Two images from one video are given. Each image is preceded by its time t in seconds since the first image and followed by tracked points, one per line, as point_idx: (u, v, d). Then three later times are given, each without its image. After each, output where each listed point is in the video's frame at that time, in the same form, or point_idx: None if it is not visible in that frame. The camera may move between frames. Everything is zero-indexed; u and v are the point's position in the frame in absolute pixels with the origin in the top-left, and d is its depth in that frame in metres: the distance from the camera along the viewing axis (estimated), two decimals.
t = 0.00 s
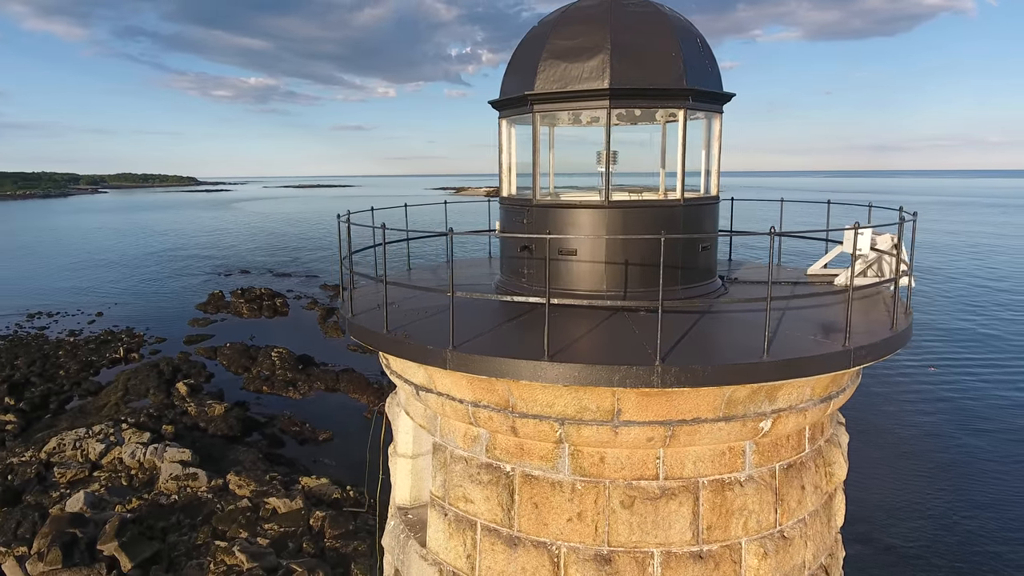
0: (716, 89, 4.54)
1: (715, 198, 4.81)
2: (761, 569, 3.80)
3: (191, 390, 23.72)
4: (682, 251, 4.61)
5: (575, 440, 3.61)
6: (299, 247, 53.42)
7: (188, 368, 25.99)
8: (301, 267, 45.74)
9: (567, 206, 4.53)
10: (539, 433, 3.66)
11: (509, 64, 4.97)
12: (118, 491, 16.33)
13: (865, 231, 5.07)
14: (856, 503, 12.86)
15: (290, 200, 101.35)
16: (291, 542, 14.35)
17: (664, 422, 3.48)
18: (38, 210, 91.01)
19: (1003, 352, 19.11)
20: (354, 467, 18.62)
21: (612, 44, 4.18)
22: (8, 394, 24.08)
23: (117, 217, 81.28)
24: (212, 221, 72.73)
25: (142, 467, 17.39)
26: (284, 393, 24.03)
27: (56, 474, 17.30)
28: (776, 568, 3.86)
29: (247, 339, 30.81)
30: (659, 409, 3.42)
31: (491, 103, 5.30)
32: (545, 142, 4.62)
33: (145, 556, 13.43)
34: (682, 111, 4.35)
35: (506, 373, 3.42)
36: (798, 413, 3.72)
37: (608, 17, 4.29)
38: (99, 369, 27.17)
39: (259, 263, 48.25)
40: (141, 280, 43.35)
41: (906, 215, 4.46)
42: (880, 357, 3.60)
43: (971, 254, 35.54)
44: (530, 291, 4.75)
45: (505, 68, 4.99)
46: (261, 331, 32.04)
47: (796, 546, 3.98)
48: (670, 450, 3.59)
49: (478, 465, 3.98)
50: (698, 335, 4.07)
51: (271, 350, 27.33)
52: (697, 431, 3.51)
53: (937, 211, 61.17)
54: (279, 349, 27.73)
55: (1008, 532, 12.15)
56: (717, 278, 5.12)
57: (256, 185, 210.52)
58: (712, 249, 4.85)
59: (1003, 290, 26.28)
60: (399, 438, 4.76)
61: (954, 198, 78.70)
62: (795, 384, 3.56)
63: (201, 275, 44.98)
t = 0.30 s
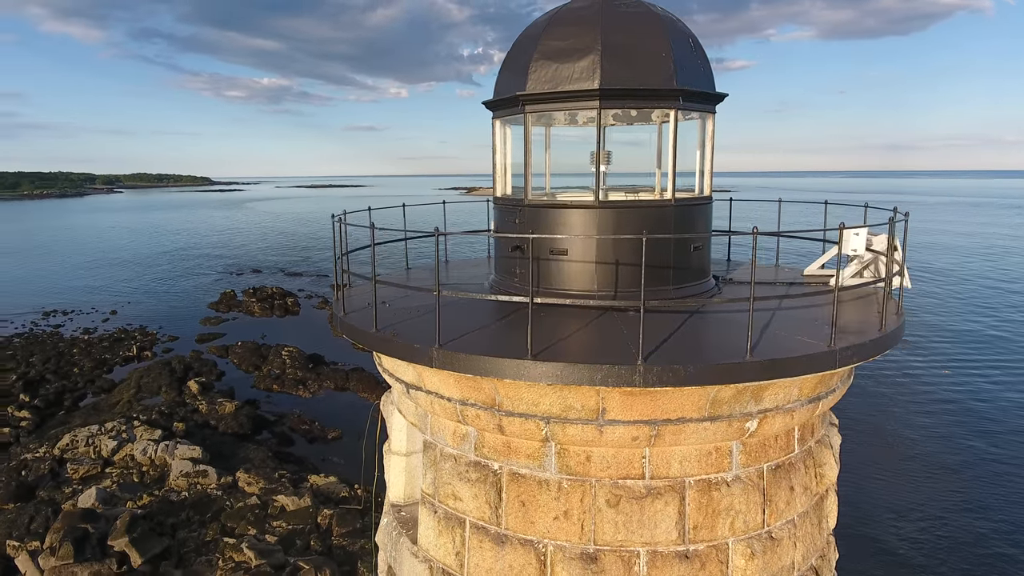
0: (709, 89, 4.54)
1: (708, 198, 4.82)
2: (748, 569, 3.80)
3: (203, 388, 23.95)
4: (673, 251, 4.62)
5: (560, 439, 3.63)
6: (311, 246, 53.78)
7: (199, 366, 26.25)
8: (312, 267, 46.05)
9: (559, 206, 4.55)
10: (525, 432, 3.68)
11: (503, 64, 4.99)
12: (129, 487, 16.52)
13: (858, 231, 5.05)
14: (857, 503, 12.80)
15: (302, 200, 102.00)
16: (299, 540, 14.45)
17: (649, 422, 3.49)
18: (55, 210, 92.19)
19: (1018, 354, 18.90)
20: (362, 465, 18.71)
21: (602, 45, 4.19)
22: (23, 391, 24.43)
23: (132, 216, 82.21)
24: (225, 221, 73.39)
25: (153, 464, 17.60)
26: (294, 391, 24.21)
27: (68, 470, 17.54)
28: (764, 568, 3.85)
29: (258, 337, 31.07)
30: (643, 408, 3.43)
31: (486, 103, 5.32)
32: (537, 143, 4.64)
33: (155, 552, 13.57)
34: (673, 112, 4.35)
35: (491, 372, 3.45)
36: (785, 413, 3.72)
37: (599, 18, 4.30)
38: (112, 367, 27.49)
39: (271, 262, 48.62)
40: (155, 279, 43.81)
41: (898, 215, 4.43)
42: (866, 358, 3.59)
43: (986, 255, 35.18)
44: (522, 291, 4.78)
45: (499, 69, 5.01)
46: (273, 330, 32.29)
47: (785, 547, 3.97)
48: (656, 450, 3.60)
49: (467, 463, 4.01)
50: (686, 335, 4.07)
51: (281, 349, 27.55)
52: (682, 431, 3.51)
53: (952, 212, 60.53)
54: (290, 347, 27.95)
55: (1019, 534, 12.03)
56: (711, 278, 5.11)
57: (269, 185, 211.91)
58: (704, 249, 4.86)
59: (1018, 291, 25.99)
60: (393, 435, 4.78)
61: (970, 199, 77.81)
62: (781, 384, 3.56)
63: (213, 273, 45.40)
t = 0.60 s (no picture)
0: (703, 89, 4.53)
1: (702, 198, 4.82)
2: (736, 569, 3.80)
3: (216, 386, 24.19)
4: (668, 250, 4.60)
5: (548, 437, 3.65)
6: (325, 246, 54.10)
7: (213, 365, 26.50)
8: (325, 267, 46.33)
9: (554, 206, 4.57)
10: (512, 430, 3.71)
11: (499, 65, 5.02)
12: (143, 484, 16.72)
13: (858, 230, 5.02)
14: (861, 505, 12.70)
15: (315, 199, 102.47)
16: (308, 537, 14.55)
17: (635, 421, 3.50)
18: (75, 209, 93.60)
19: None
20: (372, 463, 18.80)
21: (594, 45, 4.21)
22: (41, 387, 24.82)
23: (149, 216, 83.25)
24: (239, 220, 74.04)
25: (167, 461, 17.83)
26: (305, 390, 24.37)
27: (84, 466, 17.81)
28: (752, 569, 3.85)
29: (271, 336, 31.34)
30: (630, 407, 3.45)
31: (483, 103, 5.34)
32: (531, 143, 4.67)
33: (167, 547, 13.72)
34: (666, 112, 4.36)
35: (477, 370, 3.48)
36: (773, 414, 3.71)
37: (592, 19, 4.32)
38: (128, 365, 27.85)
39: (285, 261, 48.98)
40: (171, 278, 44.26)
41: (894, 216, 4.38)
42: (854, 359, 3.58)
43: (1006, 257, 34.70)
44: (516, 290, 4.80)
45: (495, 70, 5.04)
46: (285, 329, 32.55)
47: (774, 548, 3.96)
48: (643, 449, 3.61)
49: (458, 460, 4.04)
50: (675, 335, 4.08)
51: (294, 348, 27.77)
52: (668, 429, 3.53)
53: (971, 213, 59.72)
54: (302, 346, 28.15)
55: None
56: (705, 278, 5.11)
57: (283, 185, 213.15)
58: (698, 248, 4.85)
59: None
60: (389, 433, 4.82)
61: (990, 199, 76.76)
62: (769, 384, 3.55)
63: (228, 273, 45.78)
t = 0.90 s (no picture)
0: (695, 90, 4.54)
1: (696, 198, 4.84)
2: (724, 569, 3.81)
3: (229, 384, 24.44)
4: (660, 251, 4.61)
5: (536, 435, 3.68)
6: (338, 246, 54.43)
7: (226, 363, 26.76)
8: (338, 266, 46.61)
9: (546, 206, 4.61)
10: (501, 428, 3.75)
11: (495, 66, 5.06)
12: (156, 480, 16.94)
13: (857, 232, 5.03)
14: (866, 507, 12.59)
15: (329, 199, 103.07)
16: (318, 535, 14.66)
17: (621, 419, 3.53)
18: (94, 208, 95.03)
19: None
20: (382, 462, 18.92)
21: (586, 47, 4.23)
22: (58, 384, 25.21)
23: (166, 216, 84.30)
24: (254, 220, 74.68)
25: (180, 458, 18.03)
26: (317, 388, 24.55)
27: (98, 462, 18.07)
28: (741, 568, 3.85)
29: (284, 335, 31.59)
30: (615, 406, 3.48)
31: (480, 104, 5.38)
32: (524, 142, 4.70)
33: (179, 543, 13.88)
34: (658, 112, 4.37)
35: (465, 367, 3.52)
36: (761, 414, 3.71)
37: (584, 20, 4.34)
38: (143, 362, 28.19)
39: (299, 261, 49.30)
40: (186, 277, 44.71)
41: (888, 215, 4.43)
42: (842, 360, 3.58)
43: None
44: (509, 290, 4.84)
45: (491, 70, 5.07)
46: (296, 328, 32.81)
47: (764, 549, 3.95)
48: (631, 448, 3.63)
49: (449, 458, 4.08)
50: (664, 334, 4.10)
51: (306, 346, 27.99)
52: (654, 428, 3.55)
53: (991, 214, 58.89)
54: (314, 345, 28.36)
55: None
56: (700, 278, 5.12)
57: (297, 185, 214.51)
58: (693, 247, 4.86)
59: None
60: (385, 430, 4.86)
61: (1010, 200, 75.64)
62: (756, 384, 3.56)
63: (242, 272, 46.17)
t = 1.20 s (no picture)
0: (690, 90, 4.55)
1: (691, 198, 4.86)
2: (713, 568, 3.82)
3: (242, 382, 24.72)
4: (654, 251, 4.62)
5: (525, 433, 3.72)
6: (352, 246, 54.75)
7: (241, 361, 27.03)
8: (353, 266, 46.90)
9: (540, 206, 4.64)
10: (491, 426, 3.79)
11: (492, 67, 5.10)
12: (170, 476, 17.17)
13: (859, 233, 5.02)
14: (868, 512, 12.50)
15: (344, 199, 103.68)
16: (328, 532, 14.76)
17: (608, 418, 3.56)
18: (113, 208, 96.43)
19: None
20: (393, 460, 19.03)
21: (579, 48, 4.26)
22: (76, 381, 25.64)
23: (184, 215, 85.40)
24: (269, 220, 75.29)
25: (193, 454, 18.24)
26: (330, 386, 24.75)
27: (114, 458, 18.35)
28: (729, 568, 3.87)
29: (298, 334, 31.86)
30: (602, 405, 3.50)
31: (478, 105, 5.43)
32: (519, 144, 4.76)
33: (191, 538, 14.05)
34: (651, 113, 4.38)
35: (453, 365, 3.57)
36: (750, 414, 3.72)
37: (578, 21, 4.37)
38: (159, 360, 28.56)
39: (313, 261, 49.65)
40: (202, 277, 45.18)
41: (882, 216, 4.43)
42: (831, 361, 3.58)
43: None
44: (505, 289, 4.89)
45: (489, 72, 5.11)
46: (310, 327, 33.10)
47: (753, 549, 3.96)
48: (619, 446, 3.66)
49: (441, 455, 4.12)
50: (655, 332, 4.13)
51: (319, 345, 28.23)
52: (642, 428, 3.57)
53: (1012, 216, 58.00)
54: (328, 344, 28.59)
55: None
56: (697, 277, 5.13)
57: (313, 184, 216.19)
58: (688, 247, 4.89)
59: None
60: (381, 428, 4.90)
61: None
62: (744, 384, 3.57)
63: (257, 271, 46.57)
